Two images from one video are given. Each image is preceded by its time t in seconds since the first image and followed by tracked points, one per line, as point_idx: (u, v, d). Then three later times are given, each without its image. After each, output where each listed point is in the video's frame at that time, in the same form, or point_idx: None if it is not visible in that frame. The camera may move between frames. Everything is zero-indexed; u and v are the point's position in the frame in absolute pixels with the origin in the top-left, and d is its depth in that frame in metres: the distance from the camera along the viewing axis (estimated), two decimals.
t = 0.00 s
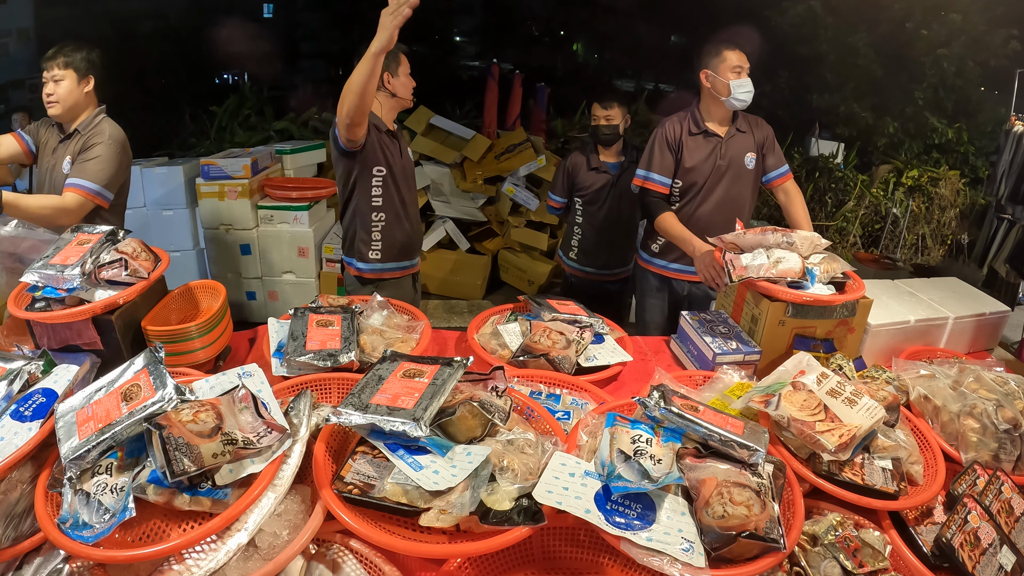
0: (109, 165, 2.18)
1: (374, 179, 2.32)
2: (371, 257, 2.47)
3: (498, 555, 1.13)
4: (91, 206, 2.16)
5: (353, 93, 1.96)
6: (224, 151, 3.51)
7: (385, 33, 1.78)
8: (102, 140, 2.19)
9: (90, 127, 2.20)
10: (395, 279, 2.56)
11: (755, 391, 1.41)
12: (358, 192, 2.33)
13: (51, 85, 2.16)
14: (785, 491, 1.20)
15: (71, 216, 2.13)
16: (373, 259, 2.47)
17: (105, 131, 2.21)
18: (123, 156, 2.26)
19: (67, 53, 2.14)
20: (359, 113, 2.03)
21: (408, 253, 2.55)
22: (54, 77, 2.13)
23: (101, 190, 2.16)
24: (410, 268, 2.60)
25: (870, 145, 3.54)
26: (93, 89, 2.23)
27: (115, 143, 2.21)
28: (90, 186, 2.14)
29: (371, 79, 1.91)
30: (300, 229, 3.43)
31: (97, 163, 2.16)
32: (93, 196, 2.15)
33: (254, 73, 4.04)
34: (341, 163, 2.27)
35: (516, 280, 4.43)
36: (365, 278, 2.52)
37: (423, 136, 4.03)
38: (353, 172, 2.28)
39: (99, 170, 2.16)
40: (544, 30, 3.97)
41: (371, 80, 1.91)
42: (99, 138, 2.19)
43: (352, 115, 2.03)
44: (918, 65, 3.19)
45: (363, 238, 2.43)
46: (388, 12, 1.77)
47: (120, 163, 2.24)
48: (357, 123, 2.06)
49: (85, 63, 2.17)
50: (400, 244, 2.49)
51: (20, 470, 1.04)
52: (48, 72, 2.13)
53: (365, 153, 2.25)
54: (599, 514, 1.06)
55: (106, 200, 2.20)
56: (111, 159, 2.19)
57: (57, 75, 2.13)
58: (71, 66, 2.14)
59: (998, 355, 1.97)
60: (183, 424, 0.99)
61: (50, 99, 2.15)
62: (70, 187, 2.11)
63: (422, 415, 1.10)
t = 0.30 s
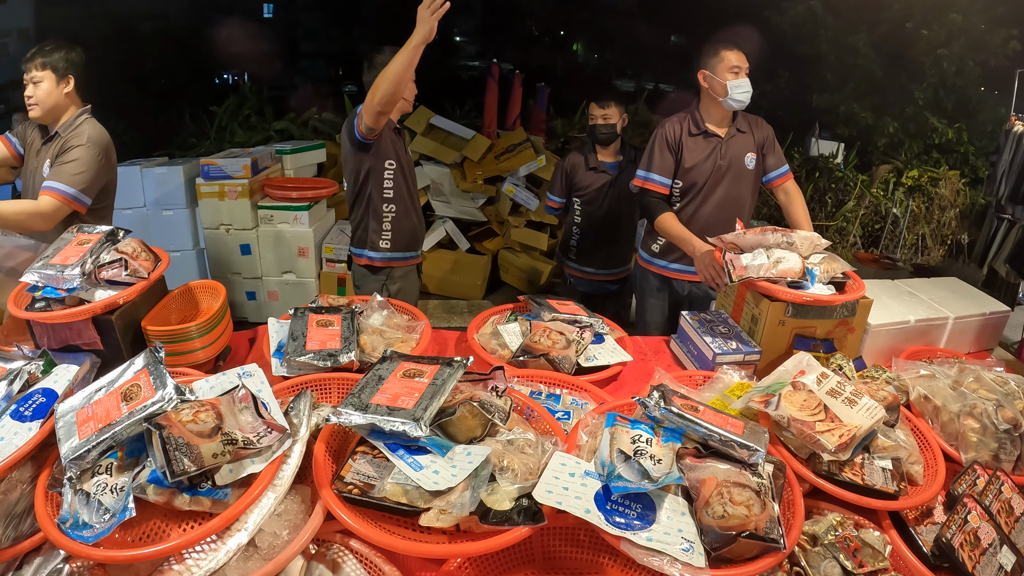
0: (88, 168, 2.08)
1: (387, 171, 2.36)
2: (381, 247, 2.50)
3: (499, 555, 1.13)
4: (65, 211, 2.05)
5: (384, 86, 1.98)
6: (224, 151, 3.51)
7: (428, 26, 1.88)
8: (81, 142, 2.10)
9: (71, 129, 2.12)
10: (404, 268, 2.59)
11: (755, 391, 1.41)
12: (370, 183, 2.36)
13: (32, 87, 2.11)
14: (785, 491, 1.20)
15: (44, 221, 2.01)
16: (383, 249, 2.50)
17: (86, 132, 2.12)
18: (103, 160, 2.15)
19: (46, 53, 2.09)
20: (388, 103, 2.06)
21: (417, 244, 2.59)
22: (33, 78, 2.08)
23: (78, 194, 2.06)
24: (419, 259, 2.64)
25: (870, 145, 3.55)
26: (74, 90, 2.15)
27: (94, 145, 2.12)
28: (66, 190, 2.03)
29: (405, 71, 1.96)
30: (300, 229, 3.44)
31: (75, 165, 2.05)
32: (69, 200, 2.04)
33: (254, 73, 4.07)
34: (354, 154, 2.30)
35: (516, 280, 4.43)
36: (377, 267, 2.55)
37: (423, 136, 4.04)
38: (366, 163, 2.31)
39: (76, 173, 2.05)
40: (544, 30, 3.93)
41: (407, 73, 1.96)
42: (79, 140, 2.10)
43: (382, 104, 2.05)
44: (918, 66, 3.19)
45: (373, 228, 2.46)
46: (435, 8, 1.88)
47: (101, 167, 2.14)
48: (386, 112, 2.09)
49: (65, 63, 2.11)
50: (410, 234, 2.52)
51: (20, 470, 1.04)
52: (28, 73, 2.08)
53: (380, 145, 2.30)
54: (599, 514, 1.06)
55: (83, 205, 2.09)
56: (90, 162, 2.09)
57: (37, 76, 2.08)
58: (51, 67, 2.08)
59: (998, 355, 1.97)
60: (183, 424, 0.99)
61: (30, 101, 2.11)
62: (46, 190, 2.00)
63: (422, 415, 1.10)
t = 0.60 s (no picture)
0: (72, 166, 2.04)
1: (388, 165, 2.37)
2: (376, 239, 2.50)
3: (499, 555, 1.13)
4: (48, 211, 2.01)
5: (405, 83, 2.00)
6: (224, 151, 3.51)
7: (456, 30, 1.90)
8: (66, 141, 2.07)
9: (57, 128, 2.11)
10: (399, 263, 2.59)
11: (755, 391, 1.41)
12: (371, 175, 2.37)
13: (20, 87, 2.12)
14: (785, 491, 1.20)
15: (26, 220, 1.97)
16: (378, 241, 2.50)
17: (71, 132, 2.09)
18: (88, 160, 2.11)
19: (32, 54, 2.08)
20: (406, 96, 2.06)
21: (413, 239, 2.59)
22: (19, 79, 2.09)
23: (61, 193, 2.02)
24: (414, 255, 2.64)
25: (870, 145, 3.54)
26: (60, 90, 2.14)
27: (79, 143, 2.08)
28: (48, 188, 1.99)
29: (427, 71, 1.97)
30: (300, 229, 3.44)
31: (58, 163, 2.02)
32: (52, 199, 2.01)
33: (253, 73, 4.06)
34: (359, 144, 2.32)
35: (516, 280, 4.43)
36: (372, 258, 2.56)
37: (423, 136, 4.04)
38: (368, 154, 2.33)
39: (59, 171, 2.01)
40: (544, 30, 3.92)
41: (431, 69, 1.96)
42: (64, 139, 2.07)
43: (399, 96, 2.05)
44: (918, 66, 3.19)
45: (370, 220, 2.46)
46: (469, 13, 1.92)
47: (86, 166, 2.09)
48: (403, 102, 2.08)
49: (49, 63, 2.09)
50: (407, 229, 2.52)
51: (20, 470, 1.04)
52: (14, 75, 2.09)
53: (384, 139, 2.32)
54: (599, 514, 1.06)
55: (66, 205, 2.05)
56: (74, 160, 2.05)
57: (22, 77, 2.08)
58: (35, 68, 2.08)
59: (998, 355, 1.97)
60: (183, 424, 0.99)
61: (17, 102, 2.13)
62: (28, 188, 1.97)
63: (422, 415, 1.10)
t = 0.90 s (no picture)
0: (67, 166, 2.04)
1: (373, 165, 2.34)
2: (358, 237, 2.48)
3: (498, 555, 1.13)
4: (39, 210, 1.99)
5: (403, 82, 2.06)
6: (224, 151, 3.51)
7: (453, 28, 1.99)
8: (61, 141, 2.07)
9: (54, 129, 2.11)
10: (382, 264, 2.55)
11: (755, 391, 1.41)
12: (356, 173, 2.35)
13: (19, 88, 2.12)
14: (785, 491, 1.20)
15: (17, 218, 1.95)
16: (360, 239, 2.48)
17: (69, 133, 2.09)
18: (84, 160, 2.10)
19: (29, 55, 2.07)
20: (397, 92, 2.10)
21: (398, 242, 2.54)
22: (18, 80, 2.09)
23: (53, 191, 2.01)
24: (399, 258, 2.58)
25: (870, 145, 3.54)
26: (58, 91, 2.13)
27: (75, 143, 2.08)
28: (41, 186, 1.98)
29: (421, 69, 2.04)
30: (300, 229, 3.44)
31: (53, 162, 2.01)
32: (45, 198, 1.99)
33: (253, 73, 4.06)
34: (347, 142, 2.32)
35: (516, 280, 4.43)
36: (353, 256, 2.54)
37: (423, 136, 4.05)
38: (355, 152, 2.32)
39: (54, 169, 2.01)
40: (544, 30, 3.92)
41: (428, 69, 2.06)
42: (59, 139, 2.07)
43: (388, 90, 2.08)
44: (918, 66, 3.19)
45: (354, 217, 2.45)
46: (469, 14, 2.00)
47: (81, 166, 2.09)
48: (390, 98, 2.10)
49: (46, 64, 2.08)
50: (390, 232, 2.48)
51: (20, 470, 1.04)
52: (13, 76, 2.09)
53: (371, 139, 2.29)
54: (599, 514, 1.06)
55: (59, 204, 2.04)
56: (69, 160, 2.05)
57: (20, 77, 2.09)
58: (32, 69, 2.07)
59: (998, 355, 1.97)
60: (183, 424, 0.99)
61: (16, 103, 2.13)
62: (21, 186, 1.95)
63: (422, 415, 1.10)
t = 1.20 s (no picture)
0: (66, 164, 2.04)
1: (362, 165, 2.33)
2: (348, 238, 2.47)
3: (498, 555, 1.13)
4: (38, 209, 1.99)
5: (368, 77, 1.96)
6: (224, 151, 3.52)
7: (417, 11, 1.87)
8: (62, 140, 2.07)
9: (55, 129, 2.11)
10: (371, 267, 2.53)
11: (755, 391, 1.41)
12: (345, 174, 2.35)
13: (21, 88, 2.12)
14: (785, 491, 1.20)
15: (15, 216, 1.94)
16: (349, 241, 2.47)
17: (69, 132, 2.10)
18: (84, 160, 2.11)
19: (33, 55, 2.08)
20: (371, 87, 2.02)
21: (388, 245, 2.51)
22: (20, 81, 2.09)
23: (52, 190, 2.00)
24: (390, 262, 2.55)
25: (870, 145, 3.54)
26: (63, 90, 2.14)
27: (76, 142, 2.09)
28: (40, 184, 1.97)
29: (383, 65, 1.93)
30: (300, 229, 3.43)
31: (53, 161, 2.01)
32: (44, 196, 1.98)
33: (253, 73, 4.06)
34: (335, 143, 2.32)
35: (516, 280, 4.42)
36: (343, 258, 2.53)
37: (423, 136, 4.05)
38: (343, 154, 2.32)
39: (54, 168, 2.01)
40: (544, 30, 3.93)
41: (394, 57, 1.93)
42: (59, 138, 2.07)
43: (361, 89, 2.01)
44: (918, 66, 3.19)
45: (344, 219, 2.45)
46: None
47: (81, 166, 2.09)
48: (364, 94, 2.03)
49: (51, 64, 2.10)
50: (379, 234, 2.46)
51: (20, 470, 1.04)
52: (16, 76, 2.08)
53: (359, 139, 2.29)
54: (599, 514, 1.06)
55: (58, 203, 2.03)
56: (69, 158, 2.05)
57: (24, 78, 2.08)
58: (38, 68, 2.08)
59: (998, 355, 1.97)
60: (183, 424, 1.00)
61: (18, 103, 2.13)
62: (20, 184, 1.95)
63: (422, 414, 1.10)
